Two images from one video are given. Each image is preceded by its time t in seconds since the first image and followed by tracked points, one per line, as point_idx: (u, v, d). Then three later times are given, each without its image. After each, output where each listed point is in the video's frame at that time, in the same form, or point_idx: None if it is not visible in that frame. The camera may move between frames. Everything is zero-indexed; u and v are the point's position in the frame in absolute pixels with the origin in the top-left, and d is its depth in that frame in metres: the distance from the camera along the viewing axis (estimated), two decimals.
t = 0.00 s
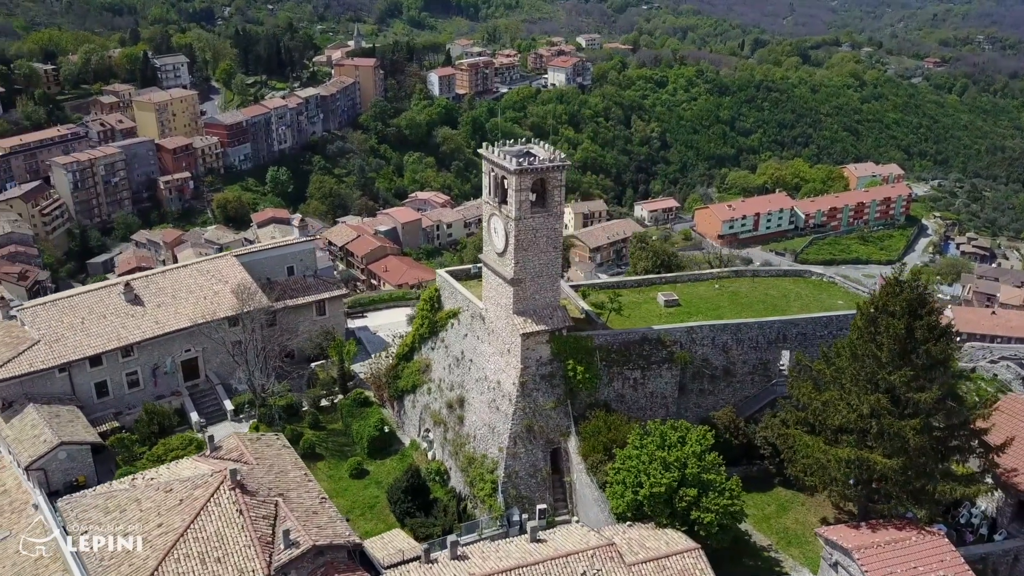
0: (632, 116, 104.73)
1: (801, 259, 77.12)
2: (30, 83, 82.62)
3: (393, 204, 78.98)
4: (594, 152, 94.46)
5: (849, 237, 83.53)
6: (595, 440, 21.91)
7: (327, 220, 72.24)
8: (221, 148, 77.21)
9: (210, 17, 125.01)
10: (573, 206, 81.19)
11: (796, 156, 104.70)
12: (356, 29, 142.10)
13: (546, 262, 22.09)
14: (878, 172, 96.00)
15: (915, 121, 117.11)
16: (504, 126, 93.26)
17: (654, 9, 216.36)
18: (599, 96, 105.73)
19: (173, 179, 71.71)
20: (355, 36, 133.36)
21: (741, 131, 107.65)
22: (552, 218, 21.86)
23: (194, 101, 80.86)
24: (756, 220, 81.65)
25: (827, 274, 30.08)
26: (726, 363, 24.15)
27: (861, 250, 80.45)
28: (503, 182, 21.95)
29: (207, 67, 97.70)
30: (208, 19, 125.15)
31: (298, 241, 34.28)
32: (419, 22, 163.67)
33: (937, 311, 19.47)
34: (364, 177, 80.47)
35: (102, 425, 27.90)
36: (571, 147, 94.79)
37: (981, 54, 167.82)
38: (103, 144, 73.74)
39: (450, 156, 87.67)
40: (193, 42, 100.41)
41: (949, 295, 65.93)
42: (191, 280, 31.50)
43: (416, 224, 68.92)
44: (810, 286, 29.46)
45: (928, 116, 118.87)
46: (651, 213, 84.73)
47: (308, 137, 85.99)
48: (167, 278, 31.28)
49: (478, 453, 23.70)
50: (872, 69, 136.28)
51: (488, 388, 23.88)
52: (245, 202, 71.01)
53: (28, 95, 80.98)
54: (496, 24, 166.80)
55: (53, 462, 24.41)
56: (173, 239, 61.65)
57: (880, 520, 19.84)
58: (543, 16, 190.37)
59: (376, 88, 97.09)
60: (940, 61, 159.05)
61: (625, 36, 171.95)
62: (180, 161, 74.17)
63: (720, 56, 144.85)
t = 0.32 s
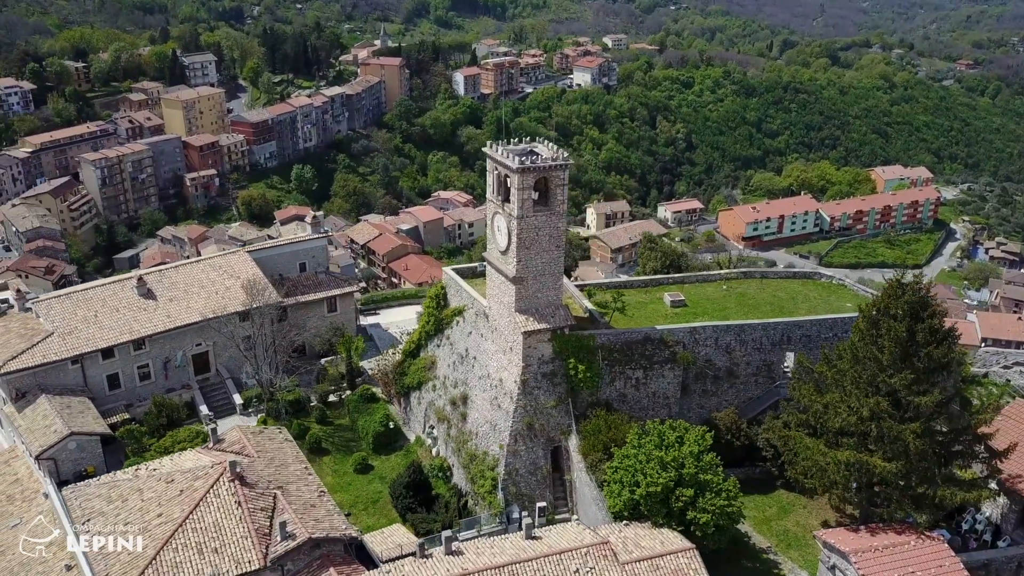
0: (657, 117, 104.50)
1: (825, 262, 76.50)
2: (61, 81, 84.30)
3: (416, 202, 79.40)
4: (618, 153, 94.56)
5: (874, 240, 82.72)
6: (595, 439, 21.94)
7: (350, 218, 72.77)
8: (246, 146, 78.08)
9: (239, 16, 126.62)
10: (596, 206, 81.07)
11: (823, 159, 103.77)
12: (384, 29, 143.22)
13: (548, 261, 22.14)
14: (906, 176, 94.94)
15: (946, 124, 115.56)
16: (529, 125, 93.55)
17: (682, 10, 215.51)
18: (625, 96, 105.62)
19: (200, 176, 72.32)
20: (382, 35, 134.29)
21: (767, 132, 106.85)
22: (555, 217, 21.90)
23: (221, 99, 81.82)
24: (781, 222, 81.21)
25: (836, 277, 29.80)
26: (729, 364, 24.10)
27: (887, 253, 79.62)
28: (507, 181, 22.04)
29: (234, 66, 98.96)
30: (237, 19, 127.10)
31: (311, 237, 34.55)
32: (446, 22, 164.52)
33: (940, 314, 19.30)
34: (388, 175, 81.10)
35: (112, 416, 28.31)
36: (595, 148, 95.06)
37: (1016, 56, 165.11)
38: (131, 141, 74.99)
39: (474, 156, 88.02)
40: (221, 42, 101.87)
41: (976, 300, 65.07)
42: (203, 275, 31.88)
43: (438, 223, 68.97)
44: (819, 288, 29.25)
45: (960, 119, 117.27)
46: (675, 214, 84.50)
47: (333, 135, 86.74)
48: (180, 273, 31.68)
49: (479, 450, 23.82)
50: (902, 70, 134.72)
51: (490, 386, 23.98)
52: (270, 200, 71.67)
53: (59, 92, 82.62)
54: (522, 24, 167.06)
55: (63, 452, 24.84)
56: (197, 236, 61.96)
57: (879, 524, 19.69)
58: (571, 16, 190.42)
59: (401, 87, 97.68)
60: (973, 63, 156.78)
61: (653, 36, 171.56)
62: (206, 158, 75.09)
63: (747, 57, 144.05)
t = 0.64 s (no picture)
0: (681, 118, 104.25)
1: (847, 265, 75.87)
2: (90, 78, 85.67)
3: (438, 201, 79.77)
4: (641, 154, 94.75)
5: (899, 243, 81.93)
6: (593, 436, 21.97)
7: (373, 216, 73.29)
8: (271, 143, 78.88)
9: (266, 16, 128.12)
10: (617, 206, 81.05)
11: (849, 161, 102.82)
12: (409, 28, 144.11)
13: (549, 258, 22.20)
14: (933, 179, 93.83)
15: (976, 127, 113.99)
16: (551, 125, 94.45)
17: (708, 10, 214.50)
18: (649, 96, 105.55)
19: (224, 174, 73.10)
20: (406, 35, 135.10)
21: (793, 134, 106.01)
22: (556, 215, 21.94)
23: (247, 97, 82.61)
24: (804, 224, 80.71)
25: (845, 278, 29.56)
26: (731, 364, 24.06)
27: (912, 257, 78.87)
28: (508, 178, 22.11)
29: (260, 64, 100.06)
30: (264, 18, 128.72)
31: (321, 233, 34.80)
32: (471, 21, 165.19)
33: (940, 316, 19.16)
34: (411, 174, 81.75)
35: (121, 408, 28.74)
36: (618, 149, 95.36)
37: None
38: (157, 138, 76.14)
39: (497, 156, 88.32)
40: (248, 40, 103.02)
41: (1002, 304, 64.30)
42: (214, 270, 32.25)
43: (458, 221, 68.99)
44: (827, 290, 29.06)
45: (990, 122, 115.66)
46: (696, 215, 84.46)
47: (356, 134, 87.51)
48: (191, 268, 32.08)
49: (480, 446, 23.93)
50: (932, 73, 133.19)
51: (491, 382, 24.07)
52: (293, 197, 72.32)
53: (87, 89, 84.08)
54: (547, 24, 167.21)
55: (72, 442, 25.33)
56: (219, 231, 62.46)
57: (877, 527, 19.52)
58: (597, 16, 190.36)
59: (424, 86, 98.16)
60: (1005, 66, 154.56)
61: (679, 36, 170.96)
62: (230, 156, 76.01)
63: (774, 58, 143.02)
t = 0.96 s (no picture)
0: (704, 118, 103.91)
1: (870, 268, 75.16)
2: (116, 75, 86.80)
3: (458, 199, 80.09)
4: (663, 154, 94.69)
5: (923, 247, 80.99)
6: (590, 434, 22.01)
7: (392, 214, 73.75)
8: (293, 142, 79.58)
9: (291, 14, 129.19)
10: (637, 206, 80.94)
11: (874, 163, 101.85)
12: (433, 28, 144.64)
13: (548, 256, 22.27)
14: (959, 181, 92.45)
15: (1005, 129, 112.37)
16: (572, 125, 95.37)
17: (734, 10, 212.95)
18: (671, 96, 105.30)
19: (245, 171, 73.91)
20: (430, 34, 135.49)
21: (817, 135, 105.07)
22: (555, 212, 22.02)
23: (269, 95, 83.45)
24: (826, 226, 80.15)
25: (851, 280, 29.35)
26: (731, 365, 24.05)
27: (936, 261, 77.99)
28: (509, 177, 22.23)
29: (284, 63, 100.98)
30: (289, 16, 129.79)
31: (330, 231, 35.07)
32: (495, 20, 165.41)
33: (939, 318, 19.05)
34: (431, 173, 82.35)
35: (129, 400, 29.16)
36: (639, 149, 95.50)
37: None
38: (180, 135, 77.08)
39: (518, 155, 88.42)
40: (272, 38, 103.93)
41: None
42: (223, 265, 32.57)
43: (476, 220, 68.99)
44: (833, 291, 28.88)
45: (1020, 124, 113.95)
46: (717, 216, 84.59)
47: (378, 132, 88.07)
48: (200, 263, 32.43)
49: (479, 443, 24.04)
50: (960, 74, 131.61)
51: (491, 379, 24.18)
52: (314, 195, 72.93)
53: (113, 86, 85.11)
54: (571, 24, 167.12)
55: (79, 433, 25.74)
56: (241, 229, 63.00)
57: (873, 529, 19.39)
58: (621, 16, 189.89)
59: (446, 85, 98.53)
60: None
61: (704, 37, 170.03)
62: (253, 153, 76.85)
63: (799, 59, 141.87)
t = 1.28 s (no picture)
0: (725, 119, 103.50)
1: (891, 271, 74.48)
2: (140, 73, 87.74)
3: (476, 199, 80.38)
4: (683, 155, 94.60)
5: (945, 250, 79.96)
6: (586, 431, 22.05)
7: (411, 213, 74.17)
8: (312, 140, 80.11)
9: (314, 14, 130.31)
10: (655, 207, 80.88)
11: (897, 165, 100.91)
12: (455, 28, 145.03)
13: (547, 254, 22.34)
14: (983, 185, 90.97)
15: None
16: (592, 125, 94.45)
17: (758, 11, 211.42)
18: (692, 97, 105.10)
19: (265, 169, 74.52)
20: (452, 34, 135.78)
21: (839, 137, 104.11)
22: (552, 211, 22.11)
23: (290, 94, 84.06)
24: (846, 228, 79.49)
25: (855, 281, 29.16)
26: (729, 364, 24.10)
27: (958, 264, 77.06)
28: (507, 175, 22.35)
29: (305, 62, 101.73)
30: (312, 16, 130.72)
31: (338, 228, 35.32)
32: (517, 20, 165.44)
33: (934, 319, 18.99)
34: (450, 173, 82.91)
35: (135, 394, 29.55)
36: (659, 150, 95.65)
37: None
38: (202, 133, 77.81)
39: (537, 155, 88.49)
40: (294, 37, 104.75)
41: None
42: (230, 261, 32.83)
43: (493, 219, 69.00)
44: (837, 293, 28.70)
45: None
46: (737, 218, 84.32)
47: (398, 132, 88.53)
48: (208, 259, 32.74)
49: (476, 439, 24.13)
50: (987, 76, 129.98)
51: (489, 376, 24.29)
52: (332, 193, 73.46)
53: (136, 84, 86.07)
54: (593, 24, 166.85)
55: (84, 425, 26.08)
56: (259, 226, 63.68)
57: (867, 531, 19.24)
58: (644, 16, 189.32)
59: (466, 85, 98.79)
60: None
61: (727, 37, 169.15)
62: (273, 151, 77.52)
63: (823, 60, 140.74)
